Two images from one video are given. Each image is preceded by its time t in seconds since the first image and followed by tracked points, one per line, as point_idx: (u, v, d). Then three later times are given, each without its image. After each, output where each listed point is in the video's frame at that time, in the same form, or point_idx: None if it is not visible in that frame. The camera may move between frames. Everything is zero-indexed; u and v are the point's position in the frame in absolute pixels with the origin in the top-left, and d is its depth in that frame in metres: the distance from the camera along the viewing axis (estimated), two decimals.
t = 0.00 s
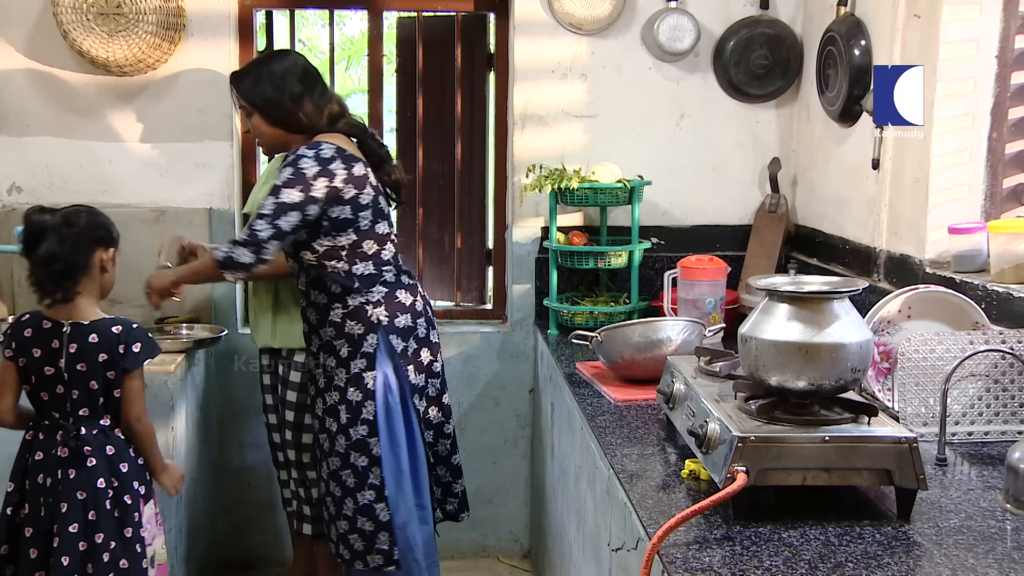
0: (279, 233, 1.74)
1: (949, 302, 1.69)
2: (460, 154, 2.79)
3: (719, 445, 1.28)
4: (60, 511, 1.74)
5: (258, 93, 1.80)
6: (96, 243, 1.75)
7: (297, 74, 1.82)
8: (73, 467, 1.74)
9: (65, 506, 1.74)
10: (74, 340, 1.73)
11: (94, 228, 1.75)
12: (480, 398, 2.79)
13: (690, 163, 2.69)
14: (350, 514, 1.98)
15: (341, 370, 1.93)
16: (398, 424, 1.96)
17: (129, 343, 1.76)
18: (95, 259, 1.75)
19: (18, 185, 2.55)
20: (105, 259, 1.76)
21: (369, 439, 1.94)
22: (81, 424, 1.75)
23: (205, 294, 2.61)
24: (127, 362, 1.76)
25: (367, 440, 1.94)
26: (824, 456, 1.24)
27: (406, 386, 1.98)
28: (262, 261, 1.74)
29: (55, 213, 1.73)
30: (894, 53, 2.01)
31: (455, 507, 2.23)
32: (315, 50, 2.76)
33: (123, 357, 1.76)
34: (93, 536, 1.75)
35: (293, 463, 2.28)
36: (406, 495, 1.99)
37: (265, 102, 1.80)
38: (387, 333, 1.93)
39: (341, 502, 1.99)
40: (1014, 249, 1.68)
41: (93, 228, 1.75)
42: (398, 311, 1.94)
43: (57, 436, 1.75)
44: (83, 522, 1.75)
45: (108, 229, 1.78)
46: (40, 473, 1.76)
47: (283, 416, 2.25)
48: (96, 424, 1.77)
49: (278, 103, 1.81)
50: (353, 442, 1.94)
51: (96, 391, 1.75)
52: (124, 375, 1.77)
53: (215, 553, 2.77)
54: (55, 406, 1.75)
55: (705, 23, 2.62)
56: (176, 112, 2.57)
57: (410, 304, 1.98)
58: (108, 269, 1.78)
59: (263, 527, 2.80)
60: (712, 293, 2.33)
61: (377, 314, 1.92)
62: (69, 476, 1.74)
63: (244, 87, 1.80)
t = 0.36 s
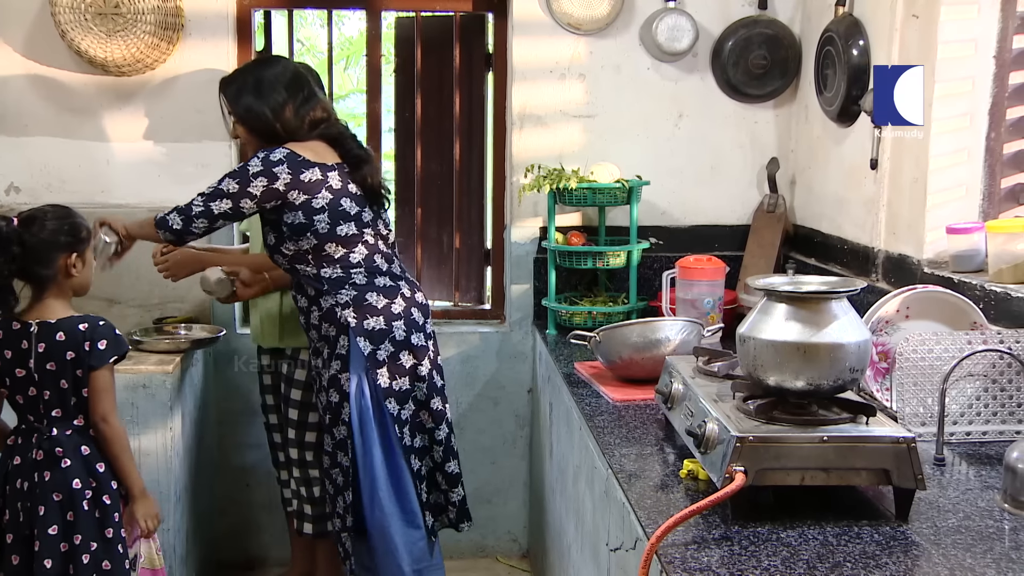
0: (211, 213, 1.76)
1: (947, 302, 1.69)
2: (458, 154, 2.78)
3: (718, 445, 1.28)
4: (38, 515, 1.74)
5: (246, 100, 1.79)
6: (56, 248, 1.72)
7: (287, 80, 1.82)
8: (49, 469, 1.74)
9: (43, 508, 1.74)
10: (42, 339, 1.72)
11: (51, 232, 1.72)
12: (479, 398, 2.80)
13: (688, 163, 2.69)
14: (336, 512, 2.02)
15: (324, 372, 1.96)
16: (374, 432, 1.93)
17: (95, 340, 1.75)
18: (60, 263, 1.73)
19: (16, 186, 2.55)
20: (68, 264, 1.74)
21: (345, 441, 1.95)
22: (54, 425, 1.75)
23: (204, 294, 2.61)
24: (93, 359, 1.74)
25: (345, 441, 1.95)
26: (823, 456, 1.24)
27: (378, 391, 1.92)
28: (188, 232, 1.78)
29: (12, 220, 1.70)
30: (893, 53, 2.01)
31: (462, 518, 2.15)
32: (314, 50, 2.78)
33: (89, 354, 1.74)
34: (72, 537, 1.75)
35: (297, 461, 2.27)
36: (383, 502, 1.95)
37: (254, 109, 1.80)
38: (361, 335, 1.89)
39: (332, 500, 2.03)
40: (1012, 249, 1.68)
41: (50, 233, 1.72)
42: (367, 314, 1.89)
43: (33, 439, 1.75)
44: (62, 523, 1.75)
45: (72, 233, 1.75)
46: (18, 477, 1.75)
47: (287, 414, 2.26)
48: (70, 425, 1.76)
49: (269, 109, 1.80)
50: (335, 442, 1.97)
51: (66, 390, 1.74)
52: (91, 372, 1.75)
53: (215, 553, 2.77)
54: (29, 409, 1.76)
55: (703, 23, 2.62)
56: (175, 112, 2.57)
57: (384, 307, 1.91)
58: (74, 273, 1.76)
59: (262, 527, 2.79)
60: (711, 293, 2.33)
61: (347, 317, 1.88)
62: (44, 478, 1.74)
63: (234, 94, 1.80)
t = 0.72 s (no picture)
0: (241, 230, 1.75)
1: (947, 302, 1.69)
2: (457, 155, 2.78)
3: (717, 445, 1.28)
4: (16, 512, 1.75)
5: (253, 99, 1.79)
6: (48, 248, 1.73)
7: (290, 78, 1.82)
8: (29, 467, 1.74)
9: (20, 506, 1.74)
10: (25, 335, 1.72)
11: (43, 232, 1.72)
12: (478, 398, 2.79)
13: (687, 163, 2.69)
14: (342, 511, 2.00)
15: (331, 367, 1.95)
16: (382, 428, 1.92)
17: (76, 337, 1.73)
18: (49, 264, 1.74)
19: (15, 185, 2.55)
20: (59, 265, 1.75)
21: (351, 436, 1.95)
22: (36, 423, 1.75)
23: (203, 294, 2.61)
24: (75, 355, 1.73)
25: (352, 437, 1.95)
26: (822, 456, 1.24)
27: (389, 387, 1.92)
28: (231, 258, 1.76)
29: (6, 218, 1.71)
30: (892, 53, 2.01)
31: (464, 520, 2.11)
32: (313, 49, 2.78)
33: (69, 350, 1.72)
34: (48, 536, 1.76)
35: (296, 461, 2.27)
36: (387, 496, 1.93)
37: (258, 109, 1.80)
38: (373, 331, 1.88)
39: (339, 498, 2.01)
40: (1011, 249, 1.68)
41: (41, 233, 1.72)
42: (379, 309, 1.89)
43: (16, 437, 1.75)
44: (39, 522, 1.75)
45: (65, 235, 1.75)
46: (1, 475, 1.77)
47: (285, 415, 2.25)
48: (51, 423, 1.75)
49: (273, 108, 1.80)
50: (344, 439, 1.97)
51: (47, 387, 1.73)
52: (72, 368, 1.73)
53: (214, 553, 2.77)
54: (14, 406, 1.76)
55: (702, 23, 2.62)
56: (174, 112, 2.57)
57: (396, 302, 1.92)
58: (64, 273, 1.77)
59: (262, 527, 2.79)
60: (710, 293, 2.33)
61: (358, 313, 1.88)
62: (24, 475, 1.74)
63: (236, 93, 1.79)
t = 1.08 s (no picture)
0: (335, 251, 1.75)
1: (945, 302, 1.69)
2: (455, 155, 2.79)
3: (715, 445, 1.28)
4: (27, 512, 1.75)
5: (278, 92, 1.77)
6: (57, 250, 1.72)
7: (315, 73, 1.80)
8: (38, 467, 1.75)
9: (31, 506, 1.75)
10: (34, 337, 1.72)
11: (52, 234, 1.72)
12: (476, 398, 2.79)
13: (685, 163, 2.69)
14: (368, 511, 1.98)
15: (360, 367, 1.91)
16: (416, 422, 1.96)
17: (83, 338, 1.73)
18: (56, 266, 1.73)
19: (14, 185, 2.55)
20: (67, 267, 1.74)
21: (385, 435, 1.94)
22: (45, 423, 1.75)
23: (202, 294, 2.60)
24: (81, 356, 1.72)
25: (385, 435, 1.94)
26: (821, 457, 1.24)
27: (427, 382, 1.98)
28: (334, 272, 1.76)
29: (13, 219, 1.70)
30: (890, 53, 2.01)
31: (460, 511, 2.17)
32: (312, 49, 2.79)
33: (76, 351, 1.71)
34: (59, 536, 1.76)
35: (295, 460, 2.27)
36: (418, 491, 1.98)
37: (282, 101, 1.78)
38: (405, 328, 1.92)
39: (359, 499, 1.98)
40: (1009, 249, 1.68)
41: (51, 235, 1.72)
42: (417, 306, 1.94)
43: (26, 437, 1.76)
44: (50, 521, 1.76)
45: (73, 236, 1.74)
46: (13, 475, 1.77)
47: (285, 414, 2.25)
48: (59, 423, 1.75)
49: (297, 101, 1.79)
50: (371, 438, 1.94)
51: (56, 387, 1.73)
52: (78, 368, 1.72)
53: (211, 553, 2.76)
54: (26, 405, 1.76)
55: (700, 23, 2.62)
56: (172, 113, 2.57)
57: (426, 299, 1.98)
58: (72, 275, 1.76)
59: (260, 527, 2.79)
60: (708, 293, 2.33)
61: (399, 310, 1.91)
62: (33, 475, 1.75)
63: (262, 85, 1.78)
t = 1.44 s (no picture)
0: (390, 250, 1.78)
1: (936, 302, 1.69)
2: (448, 157, 2.79)
3: (707, 445, 1.28)
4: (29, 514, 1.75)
5: (310, 88, 1.77)
6: (59, 251, 1.72)
7: (348, 70, 1.80)
8: (38, 468, 1.75)
9: (32, 508, 1.75)
10: (30, 337, 1.71)
11: (53, 237, 1.71)
12: (469, 398, 2.79)
13: (678, 163, 2.69)
14: (398, 513, 1.96)
15: (389, 370, 1.91)
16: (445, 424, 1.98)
17: (76, 338, 1.70)
18: (56, 266, 1.72)
19: (3, 185, 2.54)
20: (68, 268, 1.73)
21: (420, 437, 1.93)
22: (43, 424, 1.74)
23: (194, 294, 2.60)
24: (72, 357, 1.69)
25: (419, 438, 1.93)
26: (812, 456, 1.24)
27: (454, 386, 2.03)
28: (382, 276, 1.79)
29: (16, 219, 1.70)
30: (881, 53, 2.02)
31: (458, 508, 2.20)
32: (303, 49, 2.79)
33: (68, 352, 1.69)
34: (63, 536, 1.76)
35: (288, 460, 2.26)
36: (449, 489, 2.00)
37: (314, 96, 1.78)
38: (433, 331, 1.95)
39: (387, 502, 1.96)
40: (1000, 249, 1.69)
41: (53, 236, 1.71)
42: (446, 310, 1.99)
43: (26, 438, 1.76)
44: (53, 522, 1.76)
45: (76, 237, 1.74)
46: (14, 477, 1.78)
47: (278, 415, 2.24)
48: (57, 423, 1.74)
49: (329, 96, 1.78)
50: (404, 441, 1.93)
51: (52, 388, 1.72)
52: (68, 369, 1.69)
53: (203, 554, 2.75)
54: (25, 407, 1.76)
55: (692, 23, 2.63)
56: (163, 113, 2.56)
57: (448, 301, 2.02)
58: (74, 276, 1.75)
59: (253, 528, 2.79)
60: (701, 293, 2.34)
61: (430, 314, 1.93)
62: (34, 477, 1.75)
63: (295, 79, 1.77)
